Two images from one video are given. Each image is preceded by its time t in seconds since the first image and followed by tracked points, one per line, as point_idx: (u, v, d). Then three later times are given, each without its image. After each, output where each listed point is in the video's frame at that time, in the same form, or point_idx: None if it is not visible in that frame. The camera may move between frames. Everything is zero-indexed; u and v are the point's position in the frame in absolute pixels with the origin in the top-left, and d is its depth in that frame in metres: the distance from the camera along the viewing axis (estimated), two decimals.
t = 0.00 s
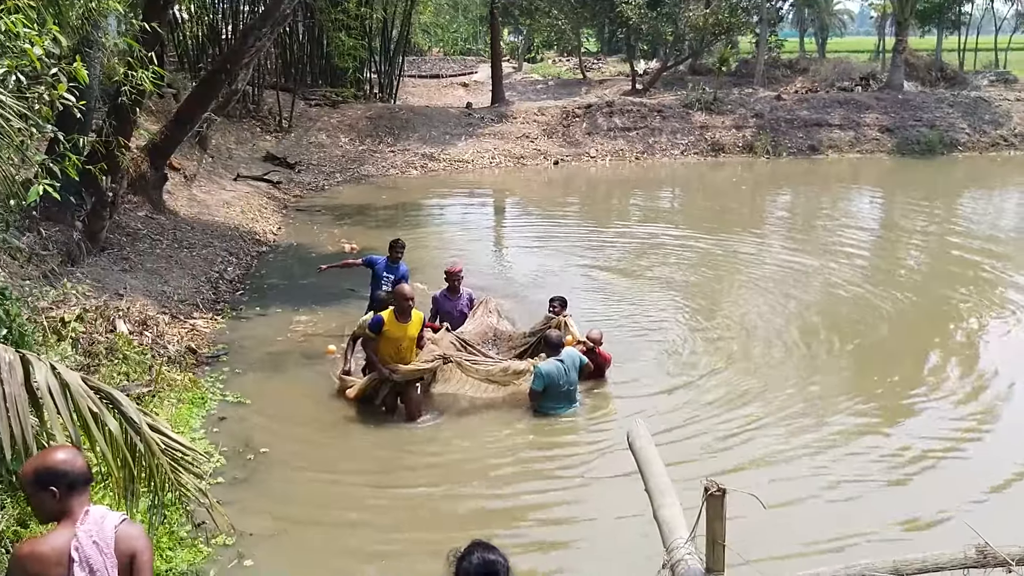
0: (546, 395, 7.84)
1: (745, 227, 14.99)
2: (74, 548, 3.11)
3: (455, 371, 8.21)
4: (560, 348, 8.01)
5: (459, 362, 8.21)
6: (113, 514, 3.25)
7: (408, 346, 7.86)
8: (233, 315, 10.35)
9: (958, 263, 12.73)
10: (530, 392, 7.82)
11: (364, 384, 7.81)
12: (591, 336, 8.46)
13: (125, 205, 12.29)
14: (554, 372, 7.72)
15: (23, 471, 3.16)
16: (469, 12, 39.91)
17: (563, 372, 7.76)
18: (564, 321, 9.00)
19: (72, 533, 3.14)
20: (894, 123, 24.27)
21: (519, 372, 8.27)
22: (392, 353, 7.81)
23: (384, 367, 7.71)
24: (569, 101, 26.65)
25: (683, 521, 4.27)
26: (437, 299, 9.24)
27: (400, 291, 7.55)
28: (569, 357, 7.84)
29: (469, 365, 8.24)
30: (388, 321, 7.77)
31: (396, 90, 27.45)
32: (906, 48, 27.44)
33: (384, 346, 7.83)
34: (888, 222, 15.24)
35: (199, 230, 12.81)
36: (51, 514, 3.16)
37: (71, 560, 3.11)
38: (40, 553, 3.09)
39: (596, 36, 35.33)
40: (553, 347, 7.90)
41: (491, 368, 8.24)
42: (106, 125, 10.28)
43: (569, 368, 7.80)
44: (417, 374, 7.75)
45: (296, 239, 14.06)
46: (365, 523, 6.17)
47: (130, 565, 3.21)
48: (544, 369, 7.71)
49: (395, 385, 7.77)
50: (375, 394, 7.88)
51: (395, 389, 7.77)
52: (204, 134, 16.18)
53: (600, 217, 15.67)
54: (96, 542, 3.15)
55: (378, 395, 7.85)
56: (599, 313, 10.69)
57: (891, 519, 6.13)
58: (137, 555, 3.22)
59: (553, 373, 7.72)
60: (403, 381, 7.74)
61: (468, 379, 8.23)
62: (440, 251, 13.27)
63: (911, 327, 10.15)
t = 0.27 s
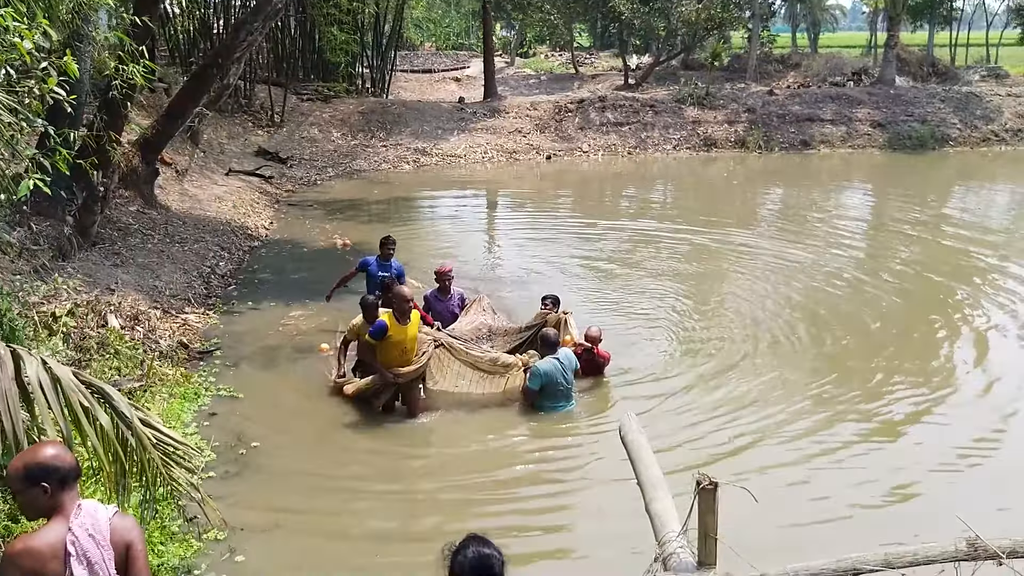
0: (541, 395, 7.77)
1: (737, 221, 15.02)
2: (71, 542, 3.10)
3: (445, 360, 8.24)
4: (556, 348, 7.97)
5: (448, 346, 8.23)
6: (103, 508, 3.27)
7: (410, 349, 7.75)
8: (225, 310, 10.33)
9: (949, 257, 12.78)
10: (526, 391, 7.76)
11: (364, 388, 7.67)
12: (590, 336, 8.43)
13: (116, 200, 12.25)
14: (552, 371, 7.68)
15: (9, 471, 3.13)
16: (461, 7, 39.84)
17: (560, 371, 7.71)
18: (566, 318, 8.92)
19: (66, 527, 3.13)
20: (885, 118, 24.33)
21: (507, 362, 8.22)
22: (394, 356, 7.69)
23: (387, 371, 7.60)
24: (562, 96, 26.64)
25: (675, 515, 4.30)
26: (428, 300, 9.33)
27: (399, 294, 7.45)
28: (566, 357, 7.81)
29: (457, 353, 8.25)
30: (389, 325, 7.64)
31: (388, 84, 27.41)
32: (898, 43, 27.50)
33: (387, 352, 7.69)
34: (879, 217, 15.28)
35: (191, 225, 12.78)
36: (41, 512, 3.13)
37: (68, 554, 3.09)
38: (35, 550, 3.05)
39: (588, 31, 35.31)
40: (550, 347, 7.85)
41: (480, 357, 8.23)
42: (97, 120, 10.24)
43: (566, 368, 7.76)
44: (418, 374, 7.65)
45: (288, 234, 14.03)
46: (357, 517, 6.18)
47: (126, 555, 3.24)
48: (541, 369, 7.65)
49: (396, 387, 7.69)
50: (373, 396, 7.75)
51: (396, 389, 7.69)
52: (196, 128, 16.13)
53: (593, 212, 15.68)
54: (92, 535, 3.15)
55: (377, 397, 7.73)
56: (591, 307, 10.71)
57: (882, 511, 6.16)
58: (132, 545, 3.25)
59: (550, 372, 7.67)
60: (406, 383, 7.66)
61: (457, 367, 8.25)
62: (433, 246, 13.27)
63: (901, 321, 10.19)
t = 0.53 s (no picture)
0: (537, 397, 7.77)
1: (731, 218, 15.03)
2: (61, 542, 3.08)
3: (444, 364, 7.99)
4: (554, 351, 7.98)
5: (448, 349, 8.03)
6: (95, 507, 3.25)
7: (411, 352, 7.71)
8: (217, 308, 10.31)
9: (941, 254, 12.81)
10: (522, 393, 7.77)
11: (360, 390, 7.68)
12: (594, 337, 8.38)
13: (108, 198, 12.21)
14: (549, 373, 7.68)
15: None
16: (453, 4, 39.77)
17: (557, 372, 7.74)
18: (568, 318, 8.93)
19: (57, 527, 3.11)
20: (878, 116, 24.37)
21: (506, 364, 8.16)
22: (392, 358, 7.66)
23: (383, 373, 7.63)
24: (555, 93, 26.63)
25: (667, 513, 4.29)
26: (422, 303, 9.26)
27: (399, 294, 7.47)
28: (562, 359, 7.84)
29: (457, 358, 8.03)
30: (388, 325, 7.65)
31: (381, 81, 27.36)
32: (890, 40, 27.54)
33: (387, 354, 7.67)
34: (872, 214, 15.30)
35: (183, 222, 12.74)
36: (32, 512, 3.13)
37: (59, 554, 3.08)
38: (25, 549, 3.04)
39: (581, 28, 35.29)
40: (546, 350, 7.87)
41: (479, 359, 8.10)
42: (89, 117, 10.21)
43: (561, 370, 7.79)
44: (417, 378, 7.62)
45: (281, 231, 14.00)
46: (351, 516, 6.19)
47: (118, 554, 3.22)
48: (536, 372, 7.69)
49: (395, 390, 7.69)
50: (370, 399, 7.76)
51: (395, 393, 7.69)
52: (188, 126, 16.09)
53: (586, 209, 15.68)
54: (84, 535, 3.13)
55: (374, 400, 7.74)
56: (585, 305, 10.71)
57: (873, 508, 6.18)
58: (124, 545, 3.24)
59: (546, 375, 7.69)
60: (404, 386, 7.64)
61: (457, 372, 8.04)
62: (426, 243, 13.24)
63: (894, 319, 10.22)
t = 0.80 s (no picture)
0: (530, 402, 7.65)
1: (725, 216, 15.04)
2: (48, 545, 3.08)
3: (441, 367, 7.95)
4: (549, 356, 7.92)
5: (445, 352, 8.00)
6: (87, 510, 3.22)
7: (407, 355, 7.73)
8: (212, 308, 10.29)
9: (935, 252, 12.84)
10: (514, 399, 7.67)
11: (359, 396, 7.57)
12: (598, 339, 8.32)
13: (102, 198, 12.17)
14: (543, 379, 7.57)
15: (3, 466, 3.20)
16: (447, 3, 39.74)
17: (551, 379, 7.63)
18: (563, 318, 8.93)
19: (46, 529, 3.11)
20: (872, 113, 24.42)
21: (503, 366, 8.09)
22: (388, 365, 7.69)
23: (383, 380, 7.56)
24: (549, 92, 26.61)
25: (661, 511, 4.29)
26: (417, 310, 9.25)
27: (381, 305, 7.44)
28: (558, 366, 7.72)
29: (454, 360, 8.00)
30: (377, 336, 7.65)
31: (375, 80, 27.35)
32: (883, 38, 27.59)
33: (383, 362, 7.71)
34: (866, 211, 15.33)
35: (177, 222, 12.72)
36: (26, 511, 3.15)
37: (45, 556, 3.07)
38: (14, 550, 3.07)
39: (576, 27, 35.29)
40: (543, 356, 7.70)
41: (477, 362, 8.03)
42: (82, 117, 10.18)
43: (556, 377, 7.68)
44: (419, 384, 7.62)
45: (275, 231, 13.98)
46: (346, 516, 6.19)
47: (106, 559, 3.18)
48: (531, 377, 7.56)
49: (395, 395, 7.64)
50: (367, 405, 7.66)
51: (394, 398, 7.64)
52: (182, 125, 16.05)
53: (581, 207, 15.68)
54: (71, 539, 3.11)
55: (371, 405, 7.66)
56: (580, 303, 10.70)
57: (866, 506, 6.20)
58: (113, 550, 3.20)
59: (540, 381, 7.57)
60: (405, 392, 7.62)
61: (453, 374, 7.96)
62: (421, 242, 13.23)
63: (889, 316, 10.23)
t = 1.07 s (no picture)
0: (526, 403, 7.58)
1: (721, 213, 15.05)
2: (42, 544, 3.09)
3: (438, 370, 8.07)
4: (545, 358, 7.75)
5: (441, 358, 8.07)
6: (85, 511, 3.20)
7: (399, 355, 7.69)
8: (208, 306, 10.27)
9: (930, 248, 12.87)
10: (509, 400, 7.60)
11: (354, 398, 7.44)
12: (600, 339, 8.17)
13: (97, 196, 12.15)
14: (536, 379, 7.52)
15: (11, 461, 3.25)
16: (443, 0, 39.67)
17: (545, 380, 7.55)
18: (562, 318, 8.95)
19: (41, 528, 3.12)
20: (867, 111, 24.45)
21: (503, 368, 8.06)
22: (381, 365, 7.65)
23: (377, 381, 7.43)
24: (545, 89, 26.59)
25: (658, 508, 4.30)
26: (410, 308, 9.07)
27: (365, 307, 7.48)
28: (554, 368, 7.59)
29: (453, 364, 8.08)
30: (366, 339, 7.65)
31: (371, 78, 27.31)
32: (879, 35, 27.62)
33: (376, 364, 7.67)
34: (862, 208, 15.35)
35: (173, 220, 12.70)
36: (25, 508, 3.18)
37: (39, 555, 3.09)
38: (10, 546, 3.10)
39: (571, 24, 35.26)
40: (536, 357, 7.59)
41: (475, 365, 8.07)
42: (77, 115, 10.16)
43: (551, 379, 7.56)
44: (415, 384, 7.46)
45: (271, 229, 13.97)
46: (343, 514, 6.19)
47: (99, 562, 3.15)
48: (523, 378, 7.51)
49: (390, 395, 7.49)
50: (363, 407, 7.52)
51: (389, 398, 7.49)
52: (177, 123, 16.02)
53: (577, 205, 15.68)
54: (63, 539, 3.10)
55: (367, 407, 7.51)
56: (576, 301, 10.72)
57: (863, 503, 6.21)
58: (106, 553, 3.16)
59: (533, 382, 7.52)
60: (400, 392, 7.49)
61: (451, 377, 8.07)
62: (417, 240, 13.23)
63: (885, 313, 10.25)
